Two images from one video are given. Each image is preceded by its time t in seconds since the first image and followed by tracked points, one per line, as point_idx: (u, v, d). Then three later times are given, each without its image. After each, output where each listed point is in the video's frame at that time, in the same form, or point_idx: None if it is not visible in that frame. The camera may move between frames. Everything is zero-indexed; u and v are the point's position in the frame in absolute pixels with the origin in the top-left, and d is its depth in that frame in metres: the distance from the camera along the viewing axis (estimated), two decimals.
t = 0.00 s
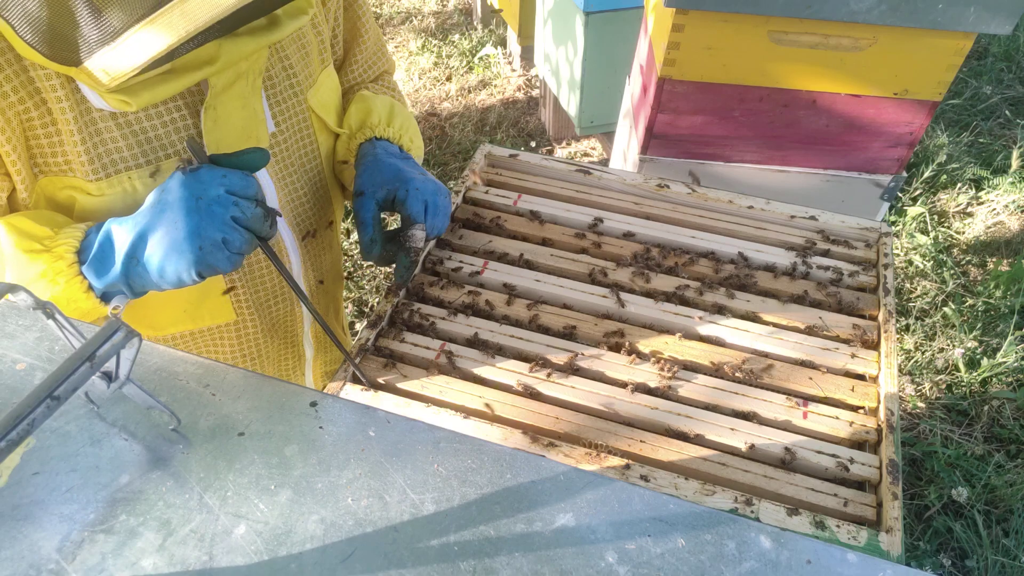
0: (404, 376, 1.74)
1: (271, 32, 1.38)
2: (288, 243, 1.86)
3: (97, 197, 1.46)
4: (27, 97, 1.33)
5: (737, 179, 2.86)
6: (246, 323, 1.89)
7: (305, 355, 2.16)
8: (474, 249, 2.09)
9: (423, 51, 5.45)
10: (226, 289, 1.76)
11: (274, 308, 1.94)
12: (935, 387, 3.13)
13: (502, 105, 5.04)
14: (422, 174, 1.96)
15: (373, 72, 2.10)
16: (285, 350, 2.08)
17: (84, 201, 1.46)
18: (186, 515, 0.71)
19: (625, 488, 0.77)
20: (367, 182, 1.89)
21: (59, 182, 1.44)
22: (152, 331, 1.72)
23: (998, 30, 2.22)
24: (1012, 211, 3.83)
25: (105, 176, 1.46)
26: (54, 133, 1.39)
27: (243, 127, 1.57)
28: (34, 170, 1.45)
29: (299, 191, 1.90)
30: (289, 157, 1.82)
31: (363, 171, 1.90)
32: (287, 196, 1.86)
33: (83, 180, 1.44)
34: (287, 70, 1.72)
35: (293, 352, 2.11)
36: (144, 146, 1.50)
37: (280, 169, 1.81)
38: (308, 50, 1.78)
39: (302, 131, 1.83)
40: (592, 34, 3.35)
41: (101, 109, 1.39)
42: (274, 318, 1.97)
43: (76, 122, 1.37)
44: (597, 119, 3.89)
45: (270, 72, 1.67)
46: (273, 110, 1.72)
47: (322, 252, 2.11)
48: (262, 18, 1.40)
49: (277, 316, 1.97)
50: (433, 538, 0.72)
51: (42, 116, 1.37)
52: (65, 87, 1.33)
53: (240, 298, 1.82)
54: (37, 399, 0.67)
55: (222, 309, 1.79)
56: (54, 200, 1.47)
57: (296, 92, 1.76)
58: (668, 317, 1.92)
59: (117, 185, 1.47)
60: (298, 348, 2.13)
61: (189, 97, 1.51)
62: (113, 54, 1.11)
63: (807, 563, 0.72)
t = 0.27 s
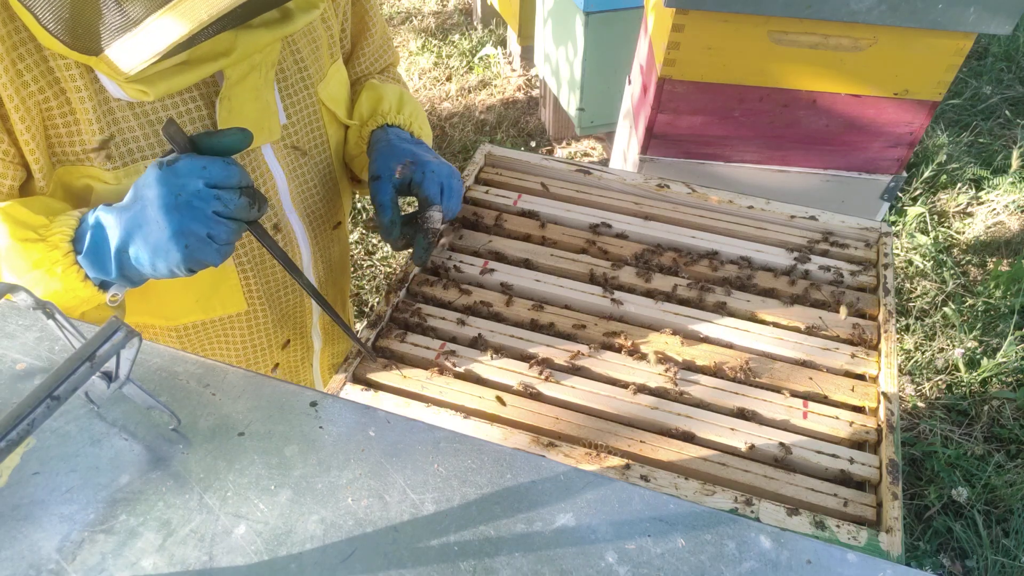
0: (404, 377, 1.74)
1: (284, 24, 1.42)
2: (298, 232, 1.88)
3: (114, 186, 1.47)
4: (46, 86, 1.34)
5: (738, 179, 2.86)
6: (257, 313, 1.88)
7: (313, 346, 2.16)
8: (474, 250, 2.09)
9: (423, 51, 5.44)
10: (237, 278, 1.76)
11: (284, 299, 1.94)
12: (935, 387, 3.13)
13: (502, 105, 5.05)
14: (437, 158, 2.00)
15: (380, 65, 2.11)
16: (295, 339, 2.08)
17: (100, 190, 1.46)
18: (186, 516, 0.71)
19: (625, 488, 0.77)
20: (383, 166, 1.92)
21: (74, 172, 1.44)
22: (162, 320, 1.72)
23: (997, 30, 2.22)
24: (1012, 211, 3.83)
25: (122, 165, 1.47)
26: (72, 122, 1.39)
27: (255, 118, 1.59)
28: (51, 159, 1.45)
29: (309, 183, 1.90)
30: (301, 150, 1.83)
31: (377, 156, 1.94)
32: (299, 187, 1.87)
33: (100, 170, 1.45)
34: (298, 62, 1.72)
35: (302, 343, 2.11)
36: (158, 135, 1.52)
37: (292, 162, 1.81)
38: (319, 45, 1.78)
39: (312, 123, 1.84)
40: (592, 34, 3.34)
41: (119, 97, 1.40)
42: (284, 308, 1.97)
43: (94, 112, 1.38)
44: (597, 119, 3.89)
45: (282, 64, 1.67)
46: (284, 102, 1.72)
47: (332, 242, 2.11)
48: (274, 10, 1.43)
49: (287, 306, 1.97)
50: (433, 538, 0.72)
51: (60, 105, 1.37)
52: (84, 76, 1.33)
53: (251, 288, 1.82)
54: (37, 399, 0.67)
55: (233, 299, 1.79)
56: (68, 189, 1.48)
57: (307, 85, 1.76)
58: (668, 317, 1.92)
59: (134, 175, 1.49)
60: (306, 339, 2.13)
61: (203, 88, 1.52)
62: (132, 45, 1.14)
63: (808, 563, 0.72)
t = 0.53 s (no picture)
0: (404, 377, 1.74)
1: (293, 21, 1.41)
2: (304, 230, 1.89)
3: (124, 179, 1.47)
4: (58, 79, 1.34)
5: (738, 179, 2.87)
6: (264, 307, 1.88)
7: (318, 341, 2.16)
8: (474, 250, 2.09)
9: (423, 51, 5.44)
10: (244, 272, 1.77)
11: (290, 294, 1.94)
12: (935, 387, 3.13)
13: (503, 105, 5.05)
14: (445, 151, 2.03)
15: (387, 61, 2.11)
16: (299, 336, 2.09)
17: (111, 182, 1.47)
18: (186, 516, 0.71)
19: (625, 488, 0.77)
20: (392, 159, 1.97)
21: (86, 165, 1.46)
22: (169, 313, 1.73)
23: (998, 30, 2.22)
24: (1012, 211, 3.83)
25: (131, 159, 1.48)
26: (83, 116, 1.40)
27: (262, 115, 1.60)
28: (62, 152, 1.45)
29: (315, 180, 1.90)
30: (307, 146, 1.83)
31: (386, 149, 1.98)
32: (305, 183, 1.87)
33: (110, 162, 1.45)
34: (305, 59, 1.72)
35: (307, 338, 2.11)
36: (169, 128, 1.52)
37: (298, 158, 1.82)
38: (325, 42, 1.78)
39: (319, 121, 1.84)
40: (592, 34, 3.34)
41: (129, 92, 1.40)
42: (290, 303, 1.97)
43: (106, 105, 1.38)
44: (597, 119, 3.89)
45: (289, 62, 1.68)
46: (291, 99, 1.72)
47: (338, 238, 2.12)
48: (284, 7, 1.43)
49: (293, 301, 1.98)
50: (433, 538, 0.72)
51: (72, 98, 1.37)
52: (94, 70, 1.33)
53: (258, 282, 1.82)
54: (37, 399, 0.67)
55: (239, 293, 1.80)
56: (79, 180, 1.49)
57: (314, 82, 1.76)
58: (668, 317, 1.92)
59: (143, 167, 1.49)
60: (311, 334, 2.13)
61: (212, 83, 1.53)
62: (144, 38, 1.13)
63: (808, 563, 0.72)
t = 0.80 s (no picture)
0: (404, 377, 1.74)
1: (296, 20, 1.41)
2: (309, 231, 1.89)
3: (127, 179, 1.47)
4: (64, 80, 1.35)
5: (738, 179, 2.87)
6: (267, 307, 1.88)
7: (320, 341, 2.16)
8: (474, 250, 2.09)
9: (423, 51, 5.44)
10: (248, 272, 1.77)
11: (293, 294, 1.94)
12: (935, 387, 3.13)
13: (502, 105, 5.05)
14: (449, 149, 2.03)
15: (387, 62, 2.11)
16: (302, 336, 2.09)
17: (116, 184, 1.46)
18: (186, 516, 0.71)
19: (625, 488, 0.77)
20: (395, 158, 1.97)
21: (90, 165, 1.46)
22: (172, 314, 1.73)
23: (998, 30, 2.22)
24: (1012, 211, 3.83)
25: (136, 159, 1.49)
26: (89, 116, 1.41)
27: (267, 116, 1.60)
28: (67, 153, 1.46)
29: (319, 180, 1.91)
30: (311, 146, 1.83)
31: (389, 148, 1.99)
32: (308, 183, 1.87)
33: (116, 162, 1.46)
34: (308, 59, 1.72)
35: (309, 338, 2.11)
36: (173, 128, 1.53)
37: (303, 159, 1.82)
38: (328, 43, 1.78)
39: (322, 121, 1.84)
40: (592, 34, 3.35)
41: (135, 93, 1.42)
42: (293, 303, 1.97)
43: (110, 105, 1.39)
44: (597, 119, 3.89)
45: (292, 62, 1.68)
46: (295, 100, 1.73)
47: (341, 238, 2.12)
48: (287, 6, 1.43)
49: (296, 301, 1.98)
50: (433, 538, 0.72)
51: (77, 98, 1.39)
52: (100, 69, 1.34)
53: (262, 282, 1.83)
54: (38, 399, 0.67)
55: (243, 292, 1.80)
56: (83, 182, 1.48)
57: (317, 83, 1.77)
58: (668, 317, 1.92)
59: (148, 168, 1.50)
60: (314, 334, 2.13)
61: (215, 83, 1.54)
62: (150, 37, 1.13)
63: (807, 563, 0.72)
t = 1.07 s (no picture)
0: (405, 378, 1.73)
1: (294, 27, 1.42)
2: (309, 236, 1.90)
3: (124, 186, 1.48)
4: (59, 88, 1.35)
5: (738, 179, 2.87)
6: (264, 313, 1.89)
7: (319, 348, 2.16)
8: (475, 250, 2.09)
9: (423, 51, 5.43)
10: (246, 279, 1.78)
11: (291, 300, 1.95)
12: (935, 387, 3.13)
13: (502, 105, 5.05)
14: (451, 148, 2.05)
15: (386, 63, 2.12)
16: (301, 343, 2.09)
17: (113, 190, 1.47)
18: (186, 516, 0.72)
19: (625, 488, 0.77)
20: (398, 158, 1.99)
21: (86, 173, 1.46)
22: (171, 321, 1.73)
23: (998, 30, 2.22)
24: (1012, 211, 3.83)
25: (133, 166, 1.49)
26: (84, 122, 1.41)
27: (266, 121, 1.59)
28: (62, 158, 1.46)
29: (318, 184, 1.91)
30: (310, 151, 1.83)
31: (392, 148, 2.01)
32: (308, 188, 1.88)
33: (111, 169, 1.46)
34: (307, 64, 1.72)
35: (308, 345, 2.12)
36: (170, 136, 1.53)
37: (302, 163, 1.82)
38: (327, 47, 1.79)
39: (322, 125, 1.85)
40: (592, 34, 3.34)
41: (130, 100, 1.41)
42: (290, 309, 1.97)
43: (106, 113, 1.39)
44: (597, 119, 3.89)
45: (291, 67, 1.68)
46: (294, 104, 1.73)
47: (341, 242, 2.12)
48: (285, 12, 1.44)
49: (293, 307, 1.98)
50: (434, 538, 0.72)
51: (72, 105, 1.38)
52: (92, 67, 1.33)
53: (259, 289, 1.83)
54: (37, 399, 0.67)
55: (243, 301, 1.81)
56: (80, 188, 1.48)
57: (315, 86, 1.77)
58: (668, 317, 1.92)
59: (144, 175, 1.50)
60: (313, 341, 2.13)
61: (213, 89, 1.53)
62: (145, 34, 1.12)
63: (808, 563, 0.72)
